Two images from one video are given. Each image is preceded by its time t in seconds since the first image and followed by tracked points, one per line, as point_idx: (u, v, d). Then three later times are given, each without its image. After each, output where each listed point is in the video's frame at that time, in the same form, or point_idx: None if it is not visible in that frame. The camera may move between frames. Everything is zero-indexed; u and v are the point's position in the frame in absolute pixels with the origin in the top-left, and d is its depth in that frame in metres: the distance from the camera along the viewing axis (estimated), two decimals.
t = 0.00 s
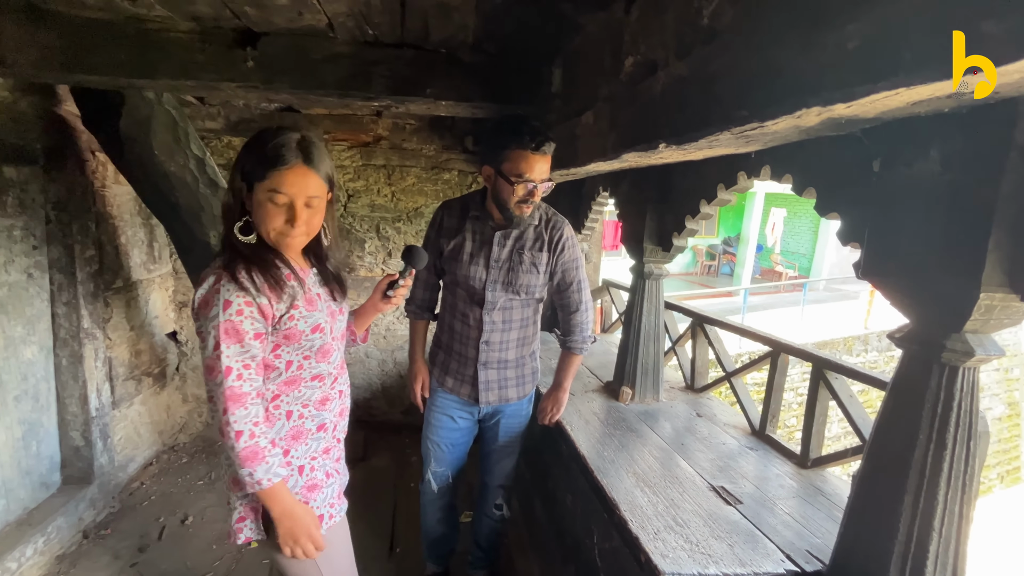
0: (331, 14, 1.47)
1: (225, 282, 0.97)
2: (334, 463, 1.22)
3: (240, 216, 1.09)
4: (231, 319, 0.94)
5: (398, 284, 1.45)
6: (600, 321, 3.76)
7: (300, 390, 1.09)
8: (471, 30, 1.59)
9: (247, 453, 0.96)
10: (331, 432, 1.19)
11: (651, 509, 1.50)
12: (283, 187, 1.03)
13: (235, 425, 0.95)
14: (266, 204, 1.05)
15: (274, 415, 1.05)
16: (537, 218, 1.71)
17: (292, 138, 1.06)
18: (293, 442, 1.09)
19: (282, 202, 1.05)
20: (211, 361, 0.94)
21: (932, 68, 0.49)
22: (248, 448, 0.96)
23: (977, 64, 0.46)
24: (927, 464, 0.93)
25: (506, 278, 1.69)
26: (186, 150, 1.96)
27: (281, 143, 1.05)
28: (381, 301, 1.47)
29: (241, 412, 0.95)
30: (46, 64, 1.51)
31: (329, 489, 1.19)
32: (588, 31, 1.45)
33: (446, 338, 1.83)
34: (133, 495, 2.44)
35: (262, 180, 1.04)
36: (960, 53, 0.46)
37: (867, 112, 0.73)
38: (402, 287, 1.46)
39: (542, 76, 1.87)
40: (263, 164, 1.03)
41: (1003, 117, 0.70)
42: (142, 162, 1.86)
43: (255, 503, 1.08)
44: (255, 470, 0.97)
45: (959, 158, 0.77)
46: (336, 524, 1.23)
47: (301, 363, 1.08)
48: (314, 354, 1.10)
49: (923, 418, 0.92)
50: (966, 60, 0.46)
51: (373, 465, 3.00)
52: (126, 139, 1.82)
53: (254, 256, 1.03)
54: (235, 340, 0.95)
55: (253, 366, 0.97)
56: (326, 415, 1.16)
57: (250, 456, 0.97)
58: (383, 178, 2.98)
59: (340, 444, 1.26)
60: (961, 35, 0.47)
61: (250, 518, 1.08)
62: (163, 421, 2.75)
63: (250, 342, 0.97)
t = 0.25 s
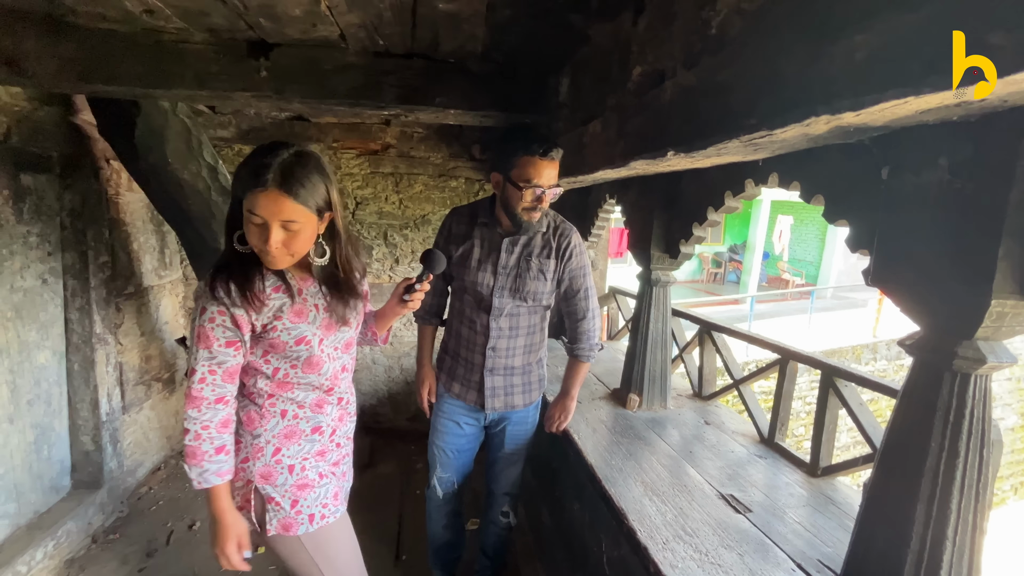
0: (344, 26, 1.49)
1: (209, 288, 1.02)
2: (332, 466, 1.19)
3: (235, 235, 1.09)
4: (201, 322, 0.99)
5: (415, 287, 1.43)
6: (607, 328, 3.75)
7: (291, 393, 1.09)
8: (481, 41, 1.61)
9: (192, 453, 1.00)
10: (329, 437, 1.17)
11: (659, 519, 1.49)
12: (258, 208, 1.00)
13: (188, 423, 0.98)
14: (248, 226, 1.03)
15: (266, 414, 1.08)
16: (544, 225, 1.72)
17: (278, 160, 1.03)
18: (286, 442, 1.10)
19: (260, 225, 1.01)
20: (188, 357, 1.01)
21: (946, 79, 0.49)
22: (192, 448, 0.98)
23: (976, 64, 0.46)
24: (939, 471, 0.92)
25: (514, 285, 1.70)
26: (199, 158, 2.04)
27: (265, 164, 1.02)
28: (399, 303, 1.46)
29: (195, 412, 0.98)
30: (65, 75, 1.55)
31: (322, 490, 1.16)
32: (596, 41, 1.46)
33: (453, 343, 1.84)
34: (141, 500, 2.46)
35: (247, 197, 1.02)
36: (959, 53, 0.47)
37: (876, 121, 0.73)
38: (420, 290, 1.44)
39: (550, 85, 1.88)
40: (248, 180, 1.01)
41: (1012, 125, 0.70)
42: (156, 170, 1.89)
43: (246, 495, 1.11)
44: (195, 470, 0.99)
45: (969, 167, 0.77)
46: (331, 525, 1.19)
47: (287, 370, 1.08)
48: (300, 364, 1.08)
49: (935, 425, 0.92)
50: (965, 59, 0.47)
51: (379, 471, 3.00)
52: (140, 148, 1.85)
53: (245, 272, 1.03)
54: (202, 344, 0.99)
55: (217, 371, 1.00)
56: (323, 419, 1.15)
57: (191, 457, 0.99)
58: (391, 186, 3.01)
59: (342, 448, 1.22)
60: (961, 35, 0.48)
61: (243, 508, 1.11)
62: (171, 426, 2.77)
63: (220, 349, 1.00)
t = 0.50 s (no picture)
0: (354, 33, 1.51)
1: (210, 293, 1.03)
2: (336, 475, 1.18)
3: (251, 233, 1.08)
4: (204, 330, 1.01)
5: (421, 289, 1.44)
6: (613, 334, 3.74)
7: (294, 400, 1.10)
8: (489, 48, 1.62)
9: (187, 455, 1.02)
10: (333, 445, 1.17)
11: (668, 526, 1.48)
12: (297, 200, 1.03)
13: (188, 427, 1.01)
14: (279, 220, 1.05)
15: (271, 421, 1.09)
16: (552, 230, 1.73)
17: (307, 154, 1.06)
18: (289, 449, 1.10)
19: (297, 218, 1.04)
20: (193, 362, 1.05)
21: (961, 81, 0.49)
22: (189, 451, 1.02)
23: (976, 64, 0.48)
24: (954, 477, 0.91)
25: (521, 290, 1.70)
26: (211, 164, 2.05)
27: (292, 158, 1.04)
28: (405, 306, 1.47)
29: (195, 417, 1.01)
30: (81, 82, 1.57)
31: (325, 500, 1.15)
32: (604, 48, 1.47)
33: (460, 348, 1.84)
34: (148, 504, 2.47)
35: (275, 194, 1.04)
36: (960, 53, 0.49)
37: (887, 124, 0.73)
38: (425, 292, 1.45)
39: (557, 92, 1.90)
40: (273, 177, 1.03)
41: None
42: (168, 176, 1.91)
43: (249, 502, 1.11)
44: (192, 471, 1.03)
45: (981, 170, 0.77)
46: (333, 535, 1.19)
47: (290, 377, 1.08)
48: (303, 371, 1.09)
49: (949, 430, 0.91)
50: (966, 58, 0.48)
51: (385, 477, 3.00)
52: (152, 154, 1.87)
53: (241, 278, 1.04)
54: (205, 352, 1.01)
55: (218, 378, 1.02)
56: (327, 426, 1.15)
57: (187, 459, 1.02)
58: (398, 192, 3.02)
59: (349, 456, 1.22)
60: (961, 35, 0.49)
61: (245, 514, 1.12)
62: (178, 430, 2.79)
63: (220, 356, 1.02)
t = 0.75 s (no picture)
0: (364, 44, 1.53)
1: (223, 301, 1.01)
2: (334, 490, 1.20)
3: (274, 232, 1.10)
4: (223, 339, 0.98)
5: (407, 294, 1.48)
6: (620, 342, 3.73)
7: (299, 410, 1.10)
8: (497, 57, 1.64)
9: (209, 481, 0.98)
10: (333, 456, 1.18)
11: (678, 539, 1.46)
12: (326, 190, 1.15)
13: (207, 449, 0.97)
14: (306, 212, 1.13)
15: (272, 434, 1.08)
16: (559, 238, 1.73)
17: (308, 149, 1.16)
18: (290, 463, 1.10)
19: (325, 207, 1.15)
20: (200, 380, 0.99)
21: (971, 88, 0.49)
22: (212, 475, 0.97)
23: (976, 64, 0.48)
24: (969, 488, 0.90)
25: (528, 297, 1.70)
26: (222, 172, 2.08)
27: (304, 154, 1.13)
28: (392, 311, 1.50)
29: (216, 435, 0.97)
30: (96, 92, 1.60)
31: (320, 517, 1.16)
32: (611, 56, 1.48)
33: (466, 355, 1.84)
34: (156, 510, 2.48)
35: (299, 189, 1.11)
36: (959, 53, 0.49)
37: (895, 131, 0.73)
38: (412, 297, 1.48)
39: (564, 100, 1.91)
40: (294, 174, 1.11)
41: None
42: (180, 184, 1.94)
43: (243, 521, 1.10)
44: (212, 498, 0.98)
45: (992, 177, 0.76)
46: (325, 555, 1.19)
47: (299, 384, 1.10)
48: (313, 374, 1.11)
49: (963, 441, 0.89)
50: (967, 60, 0.49)
51: (391, 484, 2.99)
52: (165, 163, 1.90)
53: (264, 279, 1.06)
54: (224, 362, 0.98)
55: (239, 389, 1.00)
56: (328, 437, 1.16)
57: (210, 485, 0.98)
58: (405, 200, 3.04)
59: (345, 469, 1.25)
60: (961, 35, 0.50)
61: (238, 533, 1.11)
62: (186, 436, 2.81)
63: (241, 365, 1.00)
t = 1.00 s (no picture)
0: (373, 52, 1.55)
1: (230, 306, 1.00)
2: (332, 498, 1.23)
3: (268, 232, 1.12)
4: (239, 343, 0.97)
5: (392, 302, 1.53)
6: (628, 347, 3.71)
7: (302, 417, 1.11)
8: (505, 64, 1.65)
9: (256, 493, 0.96)
10: (331, 462, 1.21)
11: (688, 549, 1.44)
12: (319, 190, 1.19)
13: (243, 459, 0.95)
14: (300, 212, 1.16)
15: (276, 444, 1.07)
16: (568, 243, 1.73)
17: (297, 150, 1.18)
18: (292, 473, 1.10)
19: (318, 206, 1.19)
20: (219, 391, 0.95)
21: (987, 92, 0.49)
22: (258, 487, 0.96)
23: (977, 64, 0.48)
24: (986, 498, 0.88)
25: (536, 302, 1.70)
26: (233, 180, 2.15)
27: (296, 155, 1.16)
28: (375, 320, 1.54)
29: (250, 443, 0.96)
30: (111, 101, 1.63)
31: (320, 528, 1.19)
32: (618, 62, 1.48)
33: (473, 360, 1.84)
34: (165, 513, 2.50)
35: (293, 191, 1.14)
36: (959, 53, 0.50)
37: (907, 135, 0.72)
38: (397, 305, 1.54)
39: (572, 106, 1.91)
40: (285, 176, 1.13)
41: None
42: (191, 191, 1.97)
43: (243, 538, 1.08)
44: (266, 512, 0.97)
45: (1007, 182, 0.75)
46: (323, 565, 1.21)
47: (303, 389, 1.11)
48: (316, 378, 1.14)
49: (979, 450, 0.88)
50: (967, 60, 0.49)
51: (398, 490, 2.99)
52: (177, 170, 1.93)
53: (269, 282, 1.08)
54: (243, 366, 0.97)
55: (262, 394, 0.99)
56: (327, 444, 1.19)
57: (259, 496, 0.96)
58: (413, 205, 3.05)
59: (340, 476, 1.28)
60: (960, 35, 0.50)
61: (237, 552, 1.08)
62: (196, 440, 2.82)
63: (259, 368, 0.99)
